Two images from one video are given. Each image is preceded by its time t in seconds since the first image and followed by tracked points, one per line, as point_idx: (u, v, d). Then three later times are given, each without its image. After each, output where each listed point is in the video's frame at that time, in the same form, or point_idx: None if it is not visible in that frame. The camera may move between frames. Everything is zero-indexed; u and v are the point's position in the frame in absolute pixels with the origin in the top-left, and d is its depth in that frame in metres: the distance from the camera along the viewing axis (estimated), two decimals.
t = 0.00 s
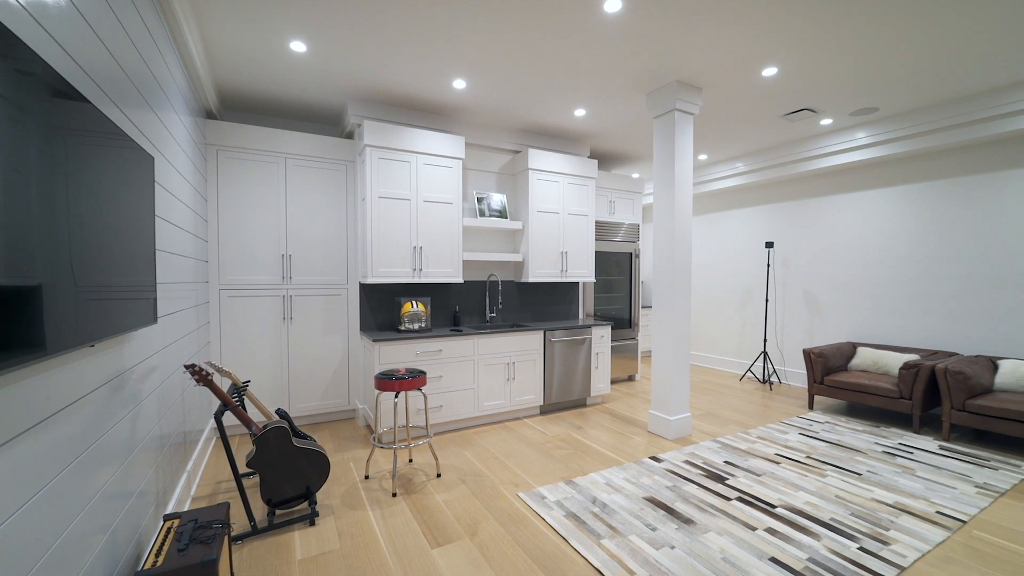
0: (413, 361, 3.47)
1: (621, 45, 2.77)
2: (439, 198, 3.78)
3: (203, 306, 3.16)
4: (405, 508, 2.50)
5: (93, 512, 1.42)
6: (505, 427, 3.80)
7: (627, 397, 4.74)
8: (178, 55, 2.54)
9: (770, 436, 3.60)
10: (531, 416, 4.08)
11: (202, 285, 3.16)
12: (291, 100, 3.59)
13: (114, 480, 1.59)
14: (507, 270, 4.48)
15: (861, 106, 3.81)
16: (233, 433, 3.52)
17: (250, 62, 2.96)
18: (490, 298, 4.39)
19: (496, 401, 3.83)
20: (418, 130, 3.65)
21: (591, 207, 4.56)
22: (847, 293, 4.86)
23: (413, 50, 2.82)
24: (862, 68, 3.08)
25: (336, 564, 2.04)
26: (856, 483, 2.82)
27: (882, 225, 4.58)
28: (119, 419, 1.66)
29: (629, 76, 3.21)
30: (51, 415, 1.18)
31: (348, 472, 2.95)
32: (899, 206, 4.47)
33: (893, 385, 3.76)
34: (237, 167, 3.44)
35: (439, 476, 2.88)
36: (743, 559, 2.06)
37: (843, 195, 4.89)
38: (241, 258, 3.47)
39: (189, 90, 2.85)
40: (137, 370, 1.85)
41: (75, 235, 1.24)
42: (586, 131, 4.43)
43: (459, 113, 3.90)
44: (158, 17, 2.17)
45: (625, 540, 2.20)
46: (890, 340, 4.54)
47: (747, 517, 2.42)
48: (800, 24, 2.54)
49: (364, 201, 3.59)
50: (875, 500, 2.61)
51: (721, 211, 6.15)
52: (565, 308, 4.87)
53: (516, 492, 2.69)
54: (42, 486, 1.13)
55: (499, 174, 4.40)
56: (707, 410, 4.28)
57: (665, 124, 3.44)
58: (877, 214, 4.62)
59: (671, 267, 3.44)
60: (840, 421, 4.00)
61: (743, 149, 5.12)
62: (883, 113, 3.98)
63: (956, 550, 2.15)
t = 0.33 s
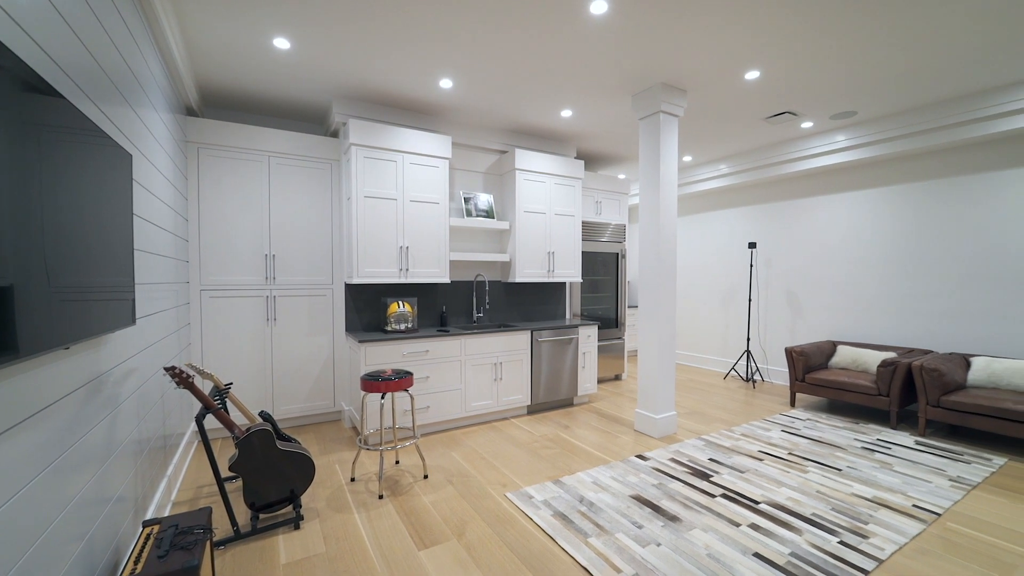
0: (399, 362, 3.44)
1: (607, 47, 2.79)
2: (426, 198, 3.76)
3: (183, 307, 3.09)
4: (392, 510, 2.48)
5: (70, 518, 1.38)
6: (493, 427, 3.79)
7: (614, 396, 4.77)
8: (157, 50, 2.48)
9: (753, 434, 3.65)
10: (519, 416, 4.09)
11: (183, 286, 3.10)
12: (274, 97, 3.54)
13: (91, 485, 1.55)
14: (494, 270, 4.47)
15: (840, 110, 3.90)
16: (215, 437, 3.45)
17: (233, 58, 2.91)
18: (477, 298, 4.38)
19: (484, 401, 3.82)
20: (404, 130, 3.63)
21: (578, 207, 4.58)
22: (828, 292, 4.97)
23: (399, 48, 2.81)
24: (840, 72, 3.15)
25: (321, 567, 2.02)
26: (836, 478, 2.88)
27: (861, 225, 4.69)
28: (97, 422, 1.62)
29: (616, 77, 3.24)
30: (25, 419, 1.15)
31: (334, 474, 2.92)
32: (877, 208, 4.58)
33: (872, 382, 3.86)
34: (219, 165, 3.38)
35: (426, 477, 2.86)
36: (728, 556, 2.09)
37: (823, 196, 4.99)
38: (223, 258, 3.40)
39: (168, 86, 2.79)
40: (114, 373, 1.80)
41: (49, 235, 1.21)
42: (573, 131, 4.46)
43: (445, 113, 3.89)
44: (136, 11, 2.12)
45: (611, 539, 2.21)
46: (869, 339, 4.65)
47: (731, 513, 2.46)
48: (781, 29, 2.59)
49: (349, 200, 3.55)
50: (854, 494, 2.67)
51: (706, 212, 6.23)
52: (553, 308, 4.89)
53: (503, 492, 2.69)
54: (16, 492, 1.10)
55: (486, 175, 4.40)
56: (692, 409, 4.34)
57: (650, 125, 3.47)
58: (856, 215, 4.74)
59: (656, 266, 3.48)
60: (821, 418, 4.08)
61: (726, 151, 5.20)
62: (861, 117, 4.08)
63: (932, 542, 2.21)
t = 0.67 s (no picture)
0: (386, 363, 3.42)
1: (594, 48, 2.81)
2: (413, 197, 3.74)
3: (164, 308, 3.02)
4: (379, 512, 2.46)
5: (44, 526, 1.34)
6: (481, 427, 3.79)
7: (601, 396, 4.80)
8: (136, 45, 2.42)
9: (738, 432, 3.71)
10: (506, 416, 4.09)
11: (163, 287, 3.03)
12: (258, 95, 3.49)
13: (67, 491, 1.50)
14: (482, 271, 4.47)
15: (821, 113, 3.98)
16: (197, 441, 3.38)
17: (215, 55, 2.86)
18: (465, 298, 4.38)
19: (471, 402, 3.81)
20: (391, 129, 3.60)
21: (565, 207, 4.60)
22: (810, 292, 5.06)
23: (386, 46, 2.78)
24: (822, 76, 3.22)
25: (307, 571, 1.99)
26: (818, 474, 2.94)
27: (842, 226, 4.79)
28: (73, 426, 1.58)
29: (603, 79, 3.26)
30: None
31: (319, 477, 2.88)
32: (856, 209, 4.69)
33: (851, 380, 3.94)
34: (201, 163, 3.31)
35: (413, 478, 2.85)
36: (713, 552, 2.12)
37: (805, 198, 5.09)
38: (205, 258, 3.34)
39: (148, 82, 2.73)
40: (92, 376, 1.76)
41: (23, 234, 1.17)
42: (560, 132, 4.47)
43: (433, 112, 3.87)
44: (114, 4, 2.07)
45: (599, 537, 2.23)
46: (849, 337, 4.76)
47: (716, 510, 2.49)
48: (764, 32, 2.64)
49: (335, 200, 3.51)
50: (835, 490, 2.73)
51: (691, 213, 6.30)
52: (540, 308, 4.90)
53: (491, 492, 2.69)
54: None
55: (474, 174, 4.38)
56: (678, 407, 4.39)
57: (636, 127, 3.50)
58: (836, 216, 4.84)
59: (642, 266, 3.51)
60: (803, 415, 4.16)
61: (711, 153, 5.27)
62: (842, 120, 4.17)
63: (909, 535, 2.27)
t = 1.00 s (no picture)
0: (373, 364, 3.39)
1: (581, 49, 2.82)
2: (400, 197, 3.71)
3: (144, 309, 2.96)
4: (365, 515, 2.44)
5: (19, 533, 1.31)
6: (469, 428, 3.78)
7: (589, 395, 4.82)
8: (114, 41, 2.37)
9: (723, 429, 3.76)
10: (495, 416, 4.08)
11: (143, 287, 2.97)
12: (242, 92, 3.43)
13: (42, 498, 1.46)
14: (470, 271, 4.46)
15: (803, 116, 4.06)
16: (179, 444, 3.32)
17: (197, 51, 2.80)
18: (453, 298, 4.36)
19: (459, 402, 3.80)
20: (378, 127, 3.58)
21: (553, 208, 4.62)
22: (793, 291, 5.16)
23: (373, 44, 2.76)
24: (804, 79, 3.27)
25: None
26: (801, 470, 2.99)
27: (824, 227, 4.89)
28: (49, 431, 1.53)
29: (590, 80, 3.28)
30: None
31: (305, 480, 2.85)
32: (837, 210, 4.79)
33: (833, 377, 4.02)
34: (182, 161, 3.25)
35: (401, 480, 2.83)
36: (699, 549, 2.14)
37: (789, 199, 5.18)
38: (187, 257, 3.28)
39: (127, 78, 2.67)
40: (68, 378, 1.71)
41: None
42: (548, 133, 4.49)
43: (420, 111, 3.85)
44: None
45: (587, 536, 2.24)
46: (831, 336, 4.86)
47: (702, 507, 2.52)
48: (747, 36, 2.68)
49: (320, 199, 3.47)
50: (817, 485, 2.79)
51: (677, 214, 6.37)
52: (529, 308, 4.90)
53: (479, 492, 2.68)
54: None
55: (461, 174, 4.37)
56: (665, 406, 4.43)
57: (623, 128, 3.53)
58: (818, 217, 4.94)
59: (629, 267, 3.54)
60: (786, 413, 4.23)
61: (697, 154, 5.34)
62: (823, 123, 4.26)
63: (888, 529, 2.33)
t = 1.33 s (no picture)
0: (361, 365, 3.36)
1: (570, 50, 2.83)
2: (388, 197, 3.69)
3: (125, 309, 2.90)
4: (353, 517, 2.42)
5: None
6: (458, 428, 3.77)
7: (578, 395, 4.84)
8: (94, 36, 2.32)
9: (710, 427, 3.80)
10: (484, 416, 4.08)
11: (125, 287, 2.90)
12: (227, 90, 3.38)
13: (19, 504, 1.42)
14: (458, 271, 4.45)
15: (788, 118, 4.13)
16: (162, 448, 3.25)
17: (181, 47, 2.76)
18: (442, 298, 4.35)
19: (448, 403, 3.79)
20: (366, 126, 3.55)
21: (541, 208, 4.63)
22: (778, 291, 5.24)
23: (360, 43, 2.74)
24: (788, 82, 3.33)
25: None
26: (786, 467, 3.04)
27: (809, 228, 4.98)
28: (26, 436, 1.49)
29: (579, 81, 3.30)
30: None
31: (292, 483, 2.81)
32: (820, 212, 4.88)
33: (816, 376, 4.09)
34: (165, 160, 3.19)
35: (390, 481, 2.81)
36: (687, 545, 2.17)
37: (774, 200, 5.26)
38: (170, 257, 3.22)
39: (108, 74, 2.61)
40: (46, 381, 1.67)
41: None
42: (537, 133, 4.50)
43: (409, 110, 3.83)
44: None
45: (576, 535, 2.25)
46: (814, 335, 4.94)
47: (689, 505, 2.54)
48: (732, 39, 2.72)
49: (307, 198, 3.43)
50: (802, 482, 2.83)
51: (664, 214, 6.43)
52: (518, 308, 4.91)
53: (468, 493, 2.68)
54: None
55: (450, 174, 4.36)
56: (653, 405, 4.47)
57: (611, 129, 3.55)
58: (802, 218, 5.03)
59: (618, 267, 3.57)
60: (772, 411, 4.30)
61: (684, 156, 5.39)
62: (806, 125, 4.34)
63: (870, 524, 2.38)
